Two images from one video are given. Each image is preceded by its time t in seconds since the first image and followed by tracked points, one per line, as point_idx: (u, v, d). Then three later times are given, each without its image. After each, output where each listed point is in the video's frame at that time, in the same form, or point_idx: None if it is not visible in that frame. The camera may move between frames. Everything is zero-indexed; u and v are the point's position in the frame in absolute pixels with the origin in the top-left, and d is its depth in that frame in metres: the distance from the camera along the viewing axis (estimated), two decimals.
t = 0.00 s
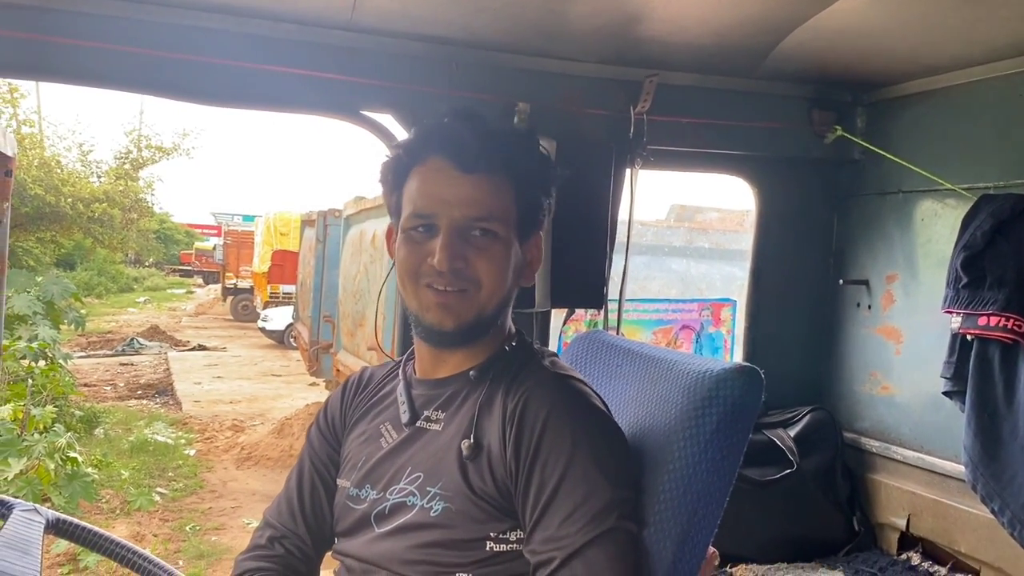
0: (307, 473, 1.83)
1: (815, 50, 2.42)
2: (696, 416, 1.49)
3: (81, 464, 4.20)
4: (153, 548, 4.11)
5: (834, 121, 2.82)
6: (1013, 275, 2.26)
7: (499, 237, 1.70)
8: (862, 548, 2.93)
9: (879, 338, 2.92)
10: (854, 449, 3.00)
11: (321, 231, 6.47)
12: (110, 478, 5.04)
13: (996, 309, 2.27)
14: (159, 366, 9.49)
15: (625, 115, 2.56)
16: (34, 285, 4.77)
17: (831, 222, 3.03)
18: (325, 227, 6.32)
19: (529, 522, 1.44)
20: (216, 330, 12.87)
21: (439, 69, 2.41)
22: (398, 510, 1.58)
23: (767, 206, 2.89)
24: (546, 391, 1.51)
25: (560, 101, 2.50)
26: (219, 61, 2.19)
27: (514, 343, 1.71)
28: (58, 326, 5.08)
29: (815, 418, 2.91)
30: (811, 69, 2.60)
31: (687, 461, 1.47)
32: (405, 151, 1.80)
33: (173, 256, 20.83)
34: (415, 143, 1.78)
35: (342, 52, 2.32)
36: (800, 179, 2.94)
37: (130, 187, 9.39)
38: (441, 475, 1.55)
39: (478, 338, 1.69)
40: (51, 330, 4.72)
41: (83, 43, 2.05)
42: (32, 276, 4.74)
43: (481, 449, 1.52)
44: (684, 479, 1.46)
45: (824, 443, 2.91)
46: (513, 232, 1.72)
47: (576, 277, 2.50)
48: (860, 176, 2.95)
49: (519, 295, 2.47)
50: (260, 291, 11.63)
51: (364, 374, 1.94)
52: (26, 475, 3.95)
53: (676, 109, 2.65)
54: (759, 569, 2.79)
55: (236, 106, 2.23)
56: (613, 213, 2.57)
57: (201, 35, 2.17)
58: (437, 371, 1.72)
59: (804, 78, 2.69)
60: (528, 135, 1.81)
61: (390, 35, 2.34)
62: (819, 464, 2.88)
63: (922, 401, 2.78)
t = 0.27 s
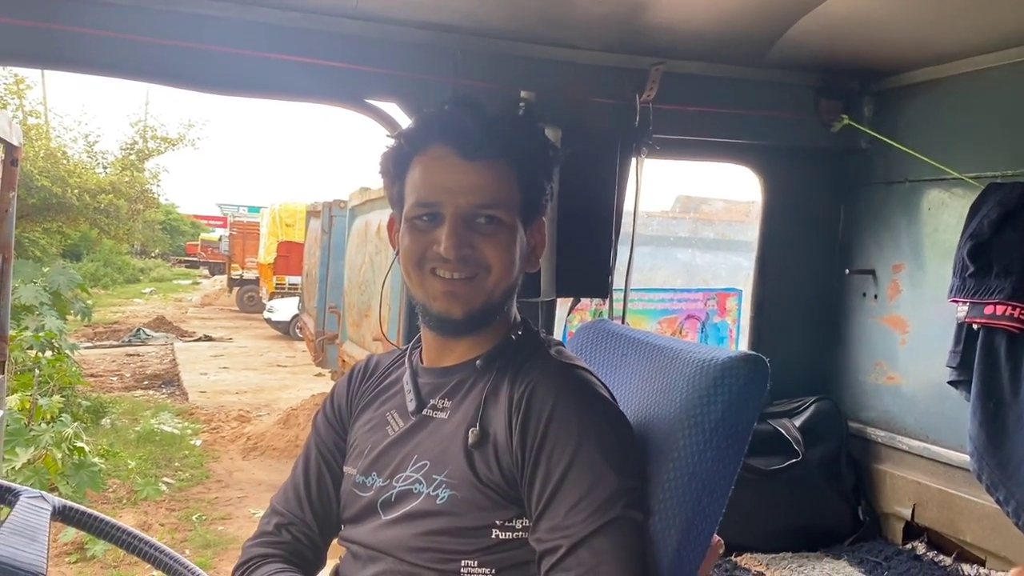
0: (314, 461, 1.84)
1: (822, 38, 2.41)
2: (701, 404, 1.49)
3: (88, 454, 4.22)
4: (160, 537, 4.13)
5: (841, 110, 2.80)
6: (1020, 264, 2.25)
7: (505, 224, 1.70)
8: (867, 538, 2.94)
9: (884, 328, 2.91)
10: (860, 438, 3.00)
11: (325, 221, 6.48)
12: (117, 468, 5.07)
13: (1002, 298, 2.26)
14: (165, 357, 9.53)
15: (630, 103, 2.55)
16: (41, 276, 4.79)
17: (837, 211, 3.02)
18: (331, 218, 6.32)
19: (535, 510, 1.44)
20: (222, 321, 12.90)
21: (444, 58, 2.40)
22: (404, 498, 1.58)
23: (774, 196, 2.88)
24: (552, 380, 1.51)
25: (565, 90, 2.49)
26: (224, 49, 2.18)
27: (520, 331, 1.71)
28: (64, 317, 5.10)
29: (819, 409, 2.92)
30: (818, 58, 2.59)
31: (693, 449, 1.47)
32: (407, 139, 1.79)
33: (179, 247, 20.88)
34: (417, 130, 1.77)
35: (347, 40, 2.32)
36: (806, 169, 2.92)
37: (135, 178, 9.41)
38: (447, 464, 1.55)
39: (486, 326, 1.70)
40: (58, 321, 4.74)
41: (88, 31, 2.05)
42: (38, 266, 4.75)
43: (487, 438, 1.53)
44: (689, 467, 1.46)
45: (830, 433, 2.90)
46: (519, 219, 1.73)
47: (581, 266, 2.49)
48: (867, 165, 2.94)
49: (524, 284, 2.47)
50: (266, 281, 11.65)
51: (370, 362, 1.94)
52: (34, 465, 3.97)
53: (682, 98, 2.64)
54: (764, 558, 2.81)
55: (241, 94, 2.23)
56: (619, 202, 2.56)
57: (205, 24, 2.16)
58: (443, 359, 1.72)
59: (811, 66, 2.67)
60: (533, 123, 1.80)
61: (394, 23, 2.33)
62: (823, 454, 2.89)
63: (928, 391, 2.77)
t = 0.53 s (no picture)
0: (323, 449, 1.84)
1: (833, 22, 2.38)
2: (711, 392, 1.48)
3: (96, 441, 4.24)
4: (168, 523, 4.16)
5: (851, 96, 2.78)
6: None
7: (514, 212, 1.69)
8: (875, 526, 2.96)
9: (894, 316, 2.91)
10: (869, 427, 2.99)
11: (332, 209, 6.47)
12: (125, 455, 5.10)
13: (1014, 286, 2.24)
14: (173, 344, 9.56)
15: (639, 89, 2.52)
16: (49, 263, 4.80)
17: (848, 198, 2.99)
18: (337, 206, 6.32)
19: (544, 499, 1.44)
20: (229, 308, 12.93)
21: (451, 43, 2.38)
22: (413, 487, 1.58)
23: (784, 183, 2.86)
24: (561, 370, 1.50)
25: (573, 75, 2.47)
26: (230, 35, 2.17)
27: (528, 319, 1.70)
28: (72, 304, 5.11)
29: (828, 397, 2.90)
30: (829, 43, 2.56)
31: (703, 437, 1.46)
32: (413, 125, 1.78)
33: (186, 234, 20.92)
34: (424, 116, 1.76)
35: (354, 26, 2.30)
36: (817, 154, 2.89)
37: (142, 165, 9.41)
38: (456, 453, 1.55)
39: (494, 314, 1.69)
40: (66, 309, 4.76)
41: (94, 17, 2.04)
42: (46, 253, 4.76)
43: (496, 427, 1.52)
44: (699, 454, 1.45)
45: (839, 421, 2.89)
46: (527, 206, 1.72)
47: (589, 254, 2.49)
48: (878, 152, 2.92)
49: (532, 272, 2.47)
50: (273, 269, 11.67)
51: (378, 349, 1.93)
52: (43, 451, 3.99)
53: (692, 83, 2.61)
54: (772, 546, 2.83)
55: (247, 80, 2.22)
56: (627, 189, 2.54)
57: (211, 9, 2.15)
58: (451, 348, 1.71)
59: (822, 51, 2.65)
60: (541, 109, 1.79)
61: (401, 9, 2.31)
62: (832, 442, 2.89)
63: (938, 379, 2.77)
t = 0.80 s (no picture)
0: (331, 428, 1.84)
1: None
2: (720, 369, 1.47)
3: (109, 423, 4.28)
4: (180, 504, 4.20)
5: (863, 72, 2.74)
6: None
7: (521, 188, 1.68)
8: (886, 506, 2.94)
9: (906, 295, 2.88)
10: (880, 407, 2.98)
11: (342, 192, 6.46)
12: (137, 437, 5.14)
13: None
14: (184, 328, 9.61)
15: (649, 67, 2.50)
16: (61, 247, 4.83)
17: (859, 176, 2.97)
18: (347, 189, 6.31)
19: (552, 477, 1.43)
20: (240, 292, 12.98)
21: (459, 21, 2.36)
22: (422, 465, 1.58)
23: (794, 161, 2.84)
24: (568, 348, 1.50)
25: (582, 53, 2.44)
26: (235, 13, 2.16)
27: (536, 298, 1.69)
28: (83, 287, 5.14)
29: (839, 376, 2.90)
30: (842, 19, 2.53)
31: (711, 414, 1.45)
32: (419, 102, 1.76)
33: (197, 219, 20.98)
34: (430, 93, 1.74)
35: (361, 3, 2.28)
36: (828, 133, 2.87)
37: (152, 149, 9.42)
38: (464, 431, 1.55)
39: (502, 294, 1.68)
40: (77, 292, 4.79)
41: None
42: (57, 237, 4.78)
43: (503, 405, 1.52)
44: (708, 432, 1.44)
45: (850, 401, 2.88)
46: (535, 183, 1.70)
47: (598, 234, 2.47)
48: (890, 130, 2.89)
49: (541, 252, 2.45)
50: (283, 253, 11.69)
51: (386, 329, 1.93)
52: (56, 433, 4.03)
53: (703, 60, 2.57)
54: (781, 525, 2.84)
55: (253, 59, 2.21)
56: (637, 168, 2.52)
57: None
58: (460, 327, 1.71)
59: (834, 27, 2.61)
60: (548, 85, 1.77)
61: None
62: (842, 421, 2.88)
63: (949, 359, 2.74)
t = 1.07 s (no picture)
0: (356, 378, 1.85)
1: None
2: (751, 321, 1.45)
3: (140, 377, 4.35)
4: (211, 457, 4.28)
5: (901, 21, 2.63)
6: None
7: (547, 133, 1.65)
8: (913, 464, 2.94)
9: (941, 251, 2.82)
10: (909, 364, 2.94)
11: (366, 150, 6.45)
12: (168, 392, 5.23)
13: None
14: (212, 285, 9.72)
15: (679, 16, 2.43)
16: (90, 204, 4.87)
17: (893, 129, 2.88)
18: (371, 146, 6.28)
19: (577, 428, 1.43)
20: (266, 250, 13.08)
21: None
22: (447, 415, 1.59)
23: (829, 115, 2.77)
24: (596, 299, 1.48)
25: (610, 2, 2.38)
26: None
27: (565, 248, 1.67)
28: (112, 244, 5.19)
29: (868, 332, 2.88)
30: None
31: (741, 366, 1.43)
32: (434, 53, 1.72)
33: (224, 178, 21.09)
34: (447, 42, 1.70)
35: None
36: (862, 84, 2.79)
37: (178, 108, 9.43)
38: (490, 381, 1.54)
39: (531, 244, 1.66)
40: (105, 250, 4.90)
41: None
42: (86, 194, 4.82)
43: (529, 356, 1.51)
44: (737, 384, 1.42)
45: (879, 356, 2.88)
46: (560, 127, 1.67)
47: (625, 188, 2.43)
48: (927, 80, 2.79)
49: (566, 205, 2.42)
50: (309, 212, 11.73)
51: (411, 280, 1.92)
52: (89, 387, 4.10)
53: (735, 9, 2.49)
54: (808, 483, 2.83)
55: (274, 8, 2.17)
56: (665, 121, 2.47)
57: None
58: (487, 278, 1.69)
59: None
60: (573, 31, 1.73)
61: None
62: (873, 378, 2.86)
63: (983, 316, 2.70)
